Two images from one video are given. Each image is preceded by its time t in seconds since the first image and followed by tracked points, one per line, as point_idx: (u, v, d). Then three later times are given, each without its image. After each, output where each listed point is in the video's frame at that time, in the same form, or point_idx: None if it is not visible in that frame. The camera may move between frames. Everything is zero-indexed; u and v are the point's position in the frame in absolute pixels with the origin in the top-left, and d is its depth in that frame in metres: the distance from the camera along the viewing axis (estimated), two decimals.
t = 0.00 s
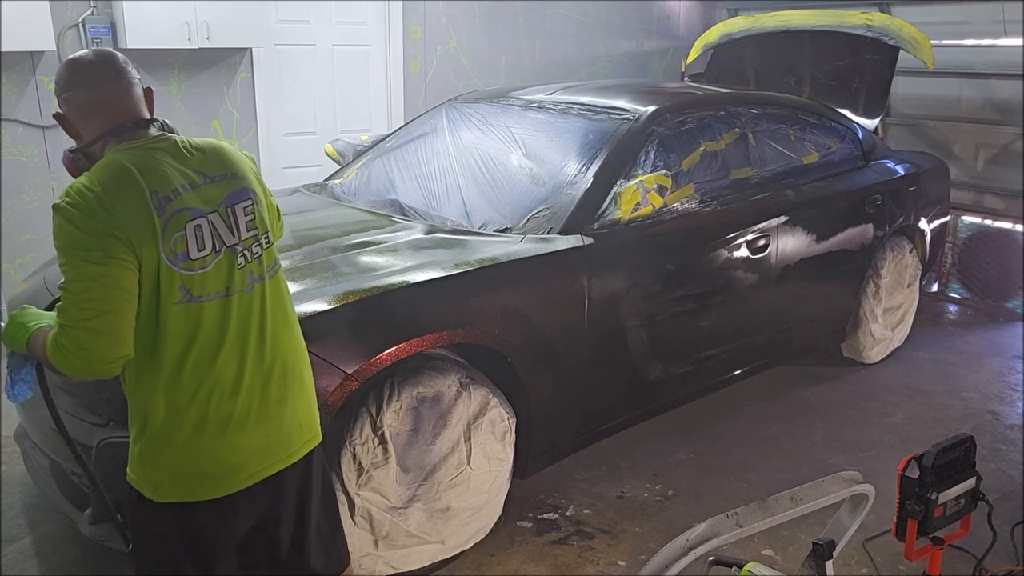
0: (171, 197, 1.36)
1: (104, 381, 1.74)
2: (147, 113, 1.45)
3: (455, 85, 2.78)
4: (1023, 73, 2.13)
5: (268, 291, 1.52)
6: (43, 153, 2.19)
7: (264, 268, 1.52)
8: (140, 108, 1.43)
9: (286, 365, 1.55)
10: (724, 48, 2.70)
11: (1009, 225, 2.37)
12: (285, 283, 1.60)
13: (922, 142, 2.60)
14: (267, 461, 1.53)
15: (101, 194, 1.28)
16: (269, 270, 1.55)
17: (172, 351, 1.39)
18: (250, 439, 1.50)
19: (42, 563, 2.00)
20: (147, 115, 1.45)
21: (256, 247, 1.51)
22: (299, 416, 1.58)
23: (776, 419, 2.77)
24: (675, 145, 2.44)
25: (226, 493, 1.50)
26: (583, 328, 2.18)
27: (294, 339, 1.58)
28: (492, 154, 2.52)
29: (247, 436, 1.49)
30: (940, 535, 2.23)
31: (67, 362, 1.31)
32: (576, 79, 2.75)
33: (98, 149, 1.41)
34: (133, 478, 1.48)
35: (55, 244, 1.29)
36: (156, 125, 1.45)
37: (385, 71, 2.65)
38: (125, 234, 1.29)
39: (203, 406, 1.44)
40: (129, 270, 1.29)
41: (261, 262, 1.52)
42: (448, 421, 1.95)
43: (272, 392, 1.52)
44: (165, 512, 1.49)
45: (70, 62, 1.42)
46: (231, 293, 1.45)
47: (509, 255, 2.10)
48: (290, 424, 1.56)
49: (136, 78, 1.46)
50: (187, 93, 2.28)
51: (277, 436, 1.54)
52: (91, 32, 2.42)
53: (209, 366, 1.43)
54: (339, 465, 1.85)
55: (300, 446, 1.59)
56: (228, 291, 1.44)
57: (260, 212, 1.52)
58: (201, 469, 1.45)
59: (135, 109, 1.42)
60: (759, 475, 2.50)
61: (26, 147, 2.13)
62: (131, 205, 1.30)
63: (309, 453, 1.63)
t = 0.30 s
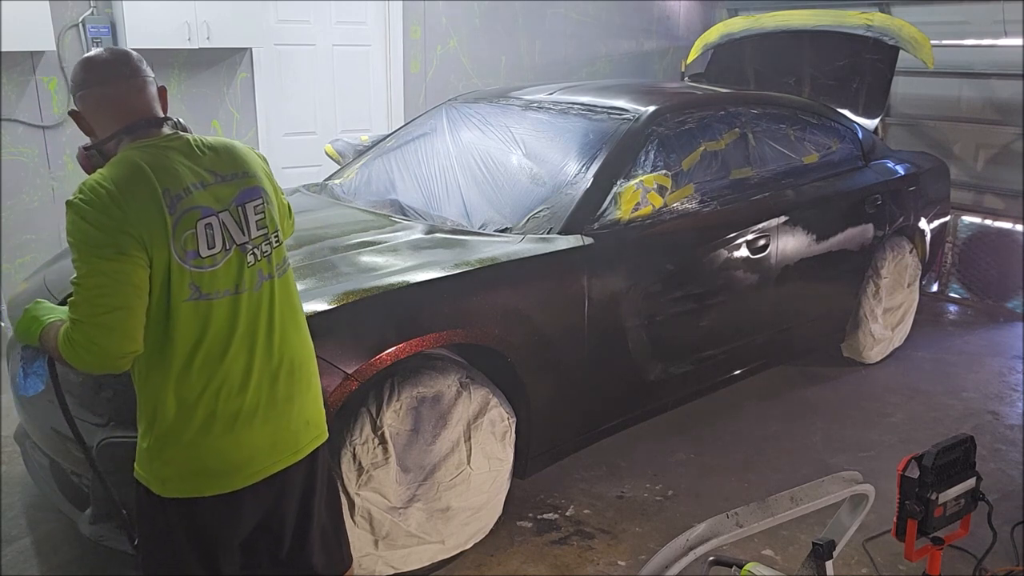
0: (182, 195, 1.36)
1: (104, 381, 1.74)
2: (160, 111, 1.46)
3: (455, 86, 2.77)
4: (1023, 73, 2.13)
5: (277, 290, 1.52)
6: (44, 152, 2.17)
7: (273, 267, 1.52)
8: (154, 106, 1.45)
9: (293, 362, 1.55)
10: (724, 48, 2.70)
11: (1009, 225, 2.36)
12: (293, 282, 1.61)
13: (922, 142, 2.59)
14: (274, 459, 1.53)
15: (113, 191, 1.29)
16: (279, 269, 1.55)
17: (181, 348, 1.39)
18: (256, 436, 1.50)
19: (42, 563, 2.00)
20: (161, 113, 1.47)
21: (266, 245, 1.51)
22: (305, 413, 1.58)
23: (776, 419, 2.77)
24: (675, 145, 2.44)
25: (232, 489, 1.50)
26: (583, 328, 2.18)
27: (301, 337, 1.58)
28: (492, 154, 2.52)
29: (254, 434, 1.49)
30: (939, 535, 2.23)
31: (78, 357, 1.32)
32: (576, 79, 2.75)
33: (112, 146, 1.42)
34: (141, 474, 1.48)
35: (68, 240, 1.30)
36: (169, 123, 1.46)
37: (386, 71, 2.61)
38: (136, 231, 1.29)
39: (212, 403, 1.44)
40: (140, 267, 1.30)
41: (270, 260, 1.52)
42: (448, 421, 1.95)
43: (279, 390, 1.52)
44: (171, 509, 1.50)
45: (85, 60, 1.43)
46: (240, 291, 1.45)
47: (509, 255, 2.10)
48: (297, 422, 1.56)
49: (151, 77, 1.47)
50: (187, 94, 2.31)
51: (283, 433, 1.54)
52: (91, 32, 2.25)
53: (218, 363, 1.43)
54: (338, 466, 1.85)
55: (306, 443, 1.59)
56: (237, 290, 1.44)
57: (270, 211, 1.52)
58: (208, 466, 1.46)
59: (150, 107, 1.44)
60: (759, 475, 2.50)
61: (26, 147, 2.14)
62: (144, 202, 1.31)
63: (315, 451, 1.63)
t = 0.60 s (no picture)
0: (193, 193, 1.37)
1: (106, 380, 1.75)
2: (173, 110, 1.46)
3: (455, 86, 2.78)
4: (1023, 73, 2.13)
5: (286, 287, 1.52)
6: (44, 152, 2.17)
7: (283, 264, 1.52)
8: (167, 105, 1.45)
9: (301, 359, 1.55)
10: (724, 49, 2.70)
11: (1010, 225, 2.36)
12: (303, 280, 1.60)
13: (922, 142, 2.59)
14: (281, 455, 1.53)
15: (124, 189, 1.30)
16: (288, 267, 1.55)
17: (191, 344, 1.40)
18: (264, 433, 1.50)
19: (42, 563, 2.00)
20: (174, 111, 1.47)
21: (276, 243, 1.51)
22: (313, 410, 1.58)
23: (776, 419, 2.77)
24: (675, 145, 2.44)
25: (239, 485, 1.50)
26: (583, 328, 2.19)
27: (309, 335, 1.58)
28: (493, 154, 2.52)
29: (262, 430, 1.50)
30: (939, 536, 2.23)
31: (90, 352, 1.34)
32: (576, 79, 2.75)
33: (126, 145, 1.43)
34: (152, 467, 1.50)
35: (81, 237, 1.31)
36: (182, 121, 1.46)
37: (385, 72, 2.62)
38: (147, 228, 1.30)
39: (220, 399, 1.45)
40: (150, 263, 1.31)
41: (280, 258, 1.52)
42: (448, 421, 1.95)
43: (287, 387, 1.53)
44: (177, 506, 1.51)
45: (98, 58, 1.43)
46: (249, 288, 1.45)
47: (509, 255, 2.10)
48: (304, 419, 1.56)
49: (164, 74, 1.47)
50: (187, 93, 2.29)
51: (291, 430, 1.54)
52: (92, 32, 2.25)
53: (226, 359, 1.44)
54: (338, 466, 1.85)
55: (313, 440, 1.59)
56: (247, 287, 1.45)
57: (281, 209, 1.52)
58: (216, 461, 1.46)
59: (163, 106, 1.44)
60: (759, 475, 2.50)
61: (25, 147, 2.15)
62: (154, 201, 1.32)
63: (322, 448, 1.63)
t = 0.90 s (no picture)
0: (200, 193, 1.37)
1: (104, 380, 1.74)
2: (182, 109, 1.48)
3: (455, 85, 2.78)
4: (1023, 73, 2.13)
5: (293, 286, 1.52)
6: (43, 152, 2.17)
7: (289, 263, 1.52)
8: (177, 104, 1.46)
9: (307, 357, 1.55)
10: (724, 49, 2.70)
11: (1010, 225, 2.35)
12: (309, 278, 1.60)
13: (922, 142, 2.59)
14: (287, 452, 1.53)
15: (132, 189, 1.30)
16: (295, 265, 1.54)
17: (198, 341, 1.40)
18: (270, 430, 1.50)
19: (42, 563, 2.00)
20: (183, 111, 1.48)
21: (283, 242, 1.51)
22: (318, 408, 1.58)
23: (776, 419, 2.77)
24: (675, 145, 2.44)
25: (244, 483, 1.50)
26: (583, 328, 2.19)
27: (314, 333, 1.58)
28: (492, 154, 2.52)
29: (269, 427, 1.50)
30: (939, 536, 2.24)
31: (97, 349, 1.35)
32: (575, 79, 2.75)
33: (136, 143, 1.44)
34: (158, 464, 1.51)
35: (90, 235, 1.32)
36: (190, 120, 1.48)
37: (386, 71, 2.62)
38: (154, 227, 1.31)
39: (227, 396, 1.45)
40: (157, 262, 1.31)
41: (287, 257, 1.52)
42: (448, 421, 1.95)
43: (293, 385, 1.53)
44: (182, 503, 1.51)
45: (109, 57, 1.44)
46: (256, 287, 1.45)
47: (509, 255, 2.10)
48: (309, 417, 1.56)
49: (173, 74, 1.48)
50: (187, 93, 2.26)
51: (297, 428, 1.54)
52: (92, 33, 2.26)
53: (233, 357, 1.44)
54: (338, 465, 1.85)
55: (318, 438, 1.59)
56: (254, 286, 1.45)
57: (287, 208, 1.52)
58: (221, 458, 1.47)
59: (173, 105, 1.45)
60: (759, 475, 2.50)
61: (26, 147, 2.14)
62: (161, 201, 1.32)
63: (327, 446, 1.63)
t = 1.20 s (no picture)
0: (208, 191, 1.38)
1: (105, 380, 1.75)
2: (191, 108, 1.48)
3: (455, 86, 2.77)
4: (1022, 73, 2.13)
5: (299, 284, 1.52)
6: (43, 152, 2.17)
7: (296, 262, 1.52)
8: (186, 103, 1.46)
9: (313, 355, 1.56)
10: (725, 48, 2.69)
11: (1009, 225, 2.35)
12: (316, 276, 1.61)
13: (922, 142, 2.57)
14: (293, 449, 1.54)
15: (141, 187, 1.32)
16: (302, 263, 1.55)
17: (205, 339, 1.41)
18: (276, 427, 1.51)
19: (42, 563, 2.00)
20: (192, 110, 1.48)
21: (290, 241, 1.51)
22: (324, 405, 1.59)
23: (777, 419, 2.76)
24: (675, 144, 2.44)
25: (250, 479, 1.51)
26: (583, 328, 2.19)
27: (321, 331, 1.58)
28: (492, 154, 2.52)
29: (275, 424, 1.51)
30: (940, 536, 2.23)
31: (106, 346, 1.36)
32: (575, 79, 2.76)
33: (144, 142, 1.44)
34: (165, 460, 1.52)
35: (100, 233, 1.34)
36: (199, 120, 1.48)
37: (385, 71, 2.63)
38: (162, 226, 1.32)
39: (234, 393, 1.46)
40: (165, 260, 1.32)
41: (294, 255, 1.52)
42: (448, 421, 1.95)
43: (299, 382, 1.53)
44: (188, 499, 1.52)
45: (118, 57, 1.45)
46: (263, 285, 1.46)
47: (509, 255, 2.10)
48: (315, 414, 1.57)
49: (183, 73, 1.49)
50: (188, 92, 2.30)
51: (303, 425, 1.55)
52: (91, 33, 2.27)
53: (240, 355, 1.45)
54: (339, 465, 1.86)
55: (324, 436, 1.60)
56: (261, 284, 1.45)
57: (295, 207, 1.52)
58: (228, 455, 1.48)
59: (182, 104, 1.45)
60: (759, 475, 2.50)
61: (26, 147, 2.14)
62: (170, 199, 1.33)
63: (332, 443, 1.63)
